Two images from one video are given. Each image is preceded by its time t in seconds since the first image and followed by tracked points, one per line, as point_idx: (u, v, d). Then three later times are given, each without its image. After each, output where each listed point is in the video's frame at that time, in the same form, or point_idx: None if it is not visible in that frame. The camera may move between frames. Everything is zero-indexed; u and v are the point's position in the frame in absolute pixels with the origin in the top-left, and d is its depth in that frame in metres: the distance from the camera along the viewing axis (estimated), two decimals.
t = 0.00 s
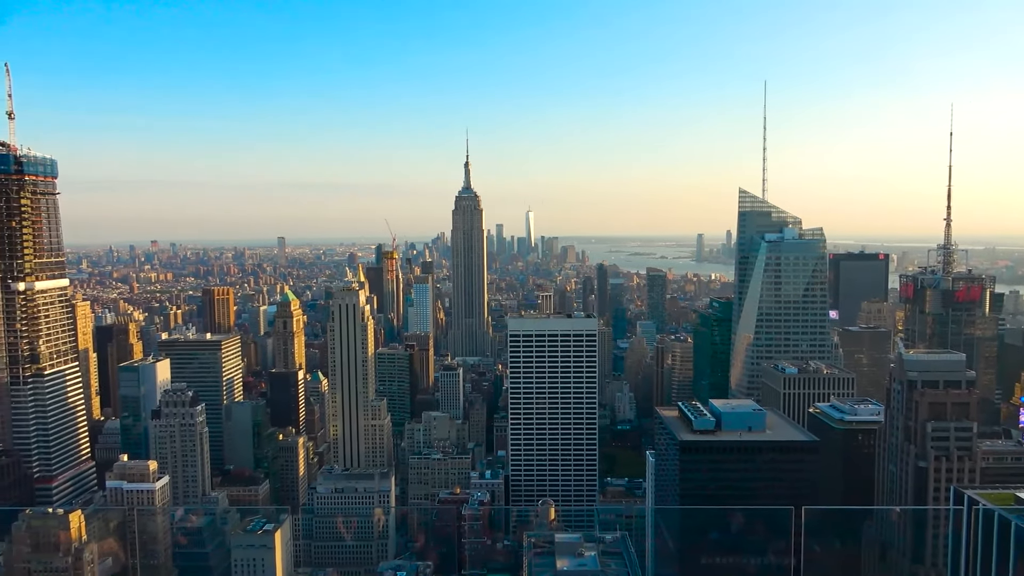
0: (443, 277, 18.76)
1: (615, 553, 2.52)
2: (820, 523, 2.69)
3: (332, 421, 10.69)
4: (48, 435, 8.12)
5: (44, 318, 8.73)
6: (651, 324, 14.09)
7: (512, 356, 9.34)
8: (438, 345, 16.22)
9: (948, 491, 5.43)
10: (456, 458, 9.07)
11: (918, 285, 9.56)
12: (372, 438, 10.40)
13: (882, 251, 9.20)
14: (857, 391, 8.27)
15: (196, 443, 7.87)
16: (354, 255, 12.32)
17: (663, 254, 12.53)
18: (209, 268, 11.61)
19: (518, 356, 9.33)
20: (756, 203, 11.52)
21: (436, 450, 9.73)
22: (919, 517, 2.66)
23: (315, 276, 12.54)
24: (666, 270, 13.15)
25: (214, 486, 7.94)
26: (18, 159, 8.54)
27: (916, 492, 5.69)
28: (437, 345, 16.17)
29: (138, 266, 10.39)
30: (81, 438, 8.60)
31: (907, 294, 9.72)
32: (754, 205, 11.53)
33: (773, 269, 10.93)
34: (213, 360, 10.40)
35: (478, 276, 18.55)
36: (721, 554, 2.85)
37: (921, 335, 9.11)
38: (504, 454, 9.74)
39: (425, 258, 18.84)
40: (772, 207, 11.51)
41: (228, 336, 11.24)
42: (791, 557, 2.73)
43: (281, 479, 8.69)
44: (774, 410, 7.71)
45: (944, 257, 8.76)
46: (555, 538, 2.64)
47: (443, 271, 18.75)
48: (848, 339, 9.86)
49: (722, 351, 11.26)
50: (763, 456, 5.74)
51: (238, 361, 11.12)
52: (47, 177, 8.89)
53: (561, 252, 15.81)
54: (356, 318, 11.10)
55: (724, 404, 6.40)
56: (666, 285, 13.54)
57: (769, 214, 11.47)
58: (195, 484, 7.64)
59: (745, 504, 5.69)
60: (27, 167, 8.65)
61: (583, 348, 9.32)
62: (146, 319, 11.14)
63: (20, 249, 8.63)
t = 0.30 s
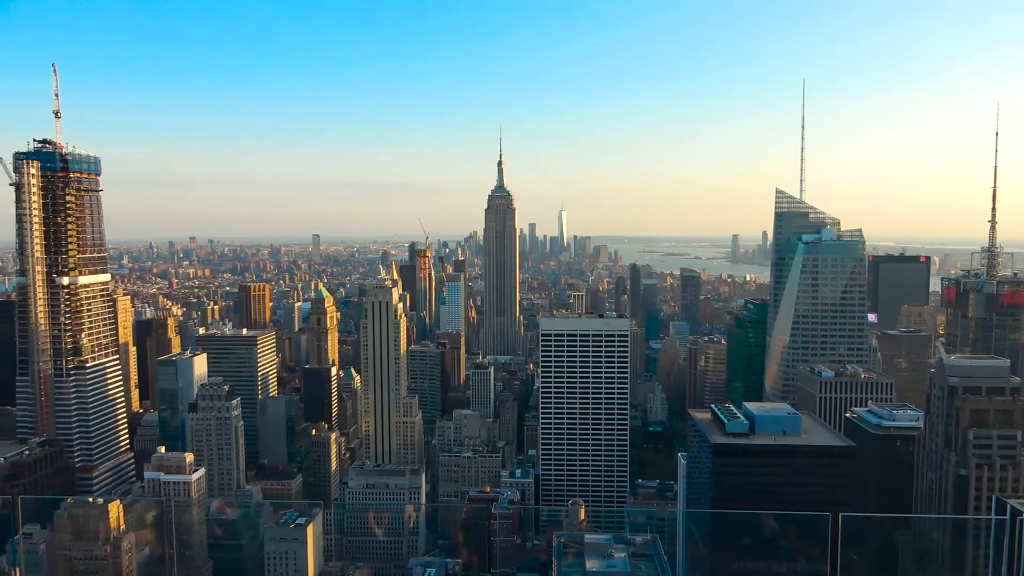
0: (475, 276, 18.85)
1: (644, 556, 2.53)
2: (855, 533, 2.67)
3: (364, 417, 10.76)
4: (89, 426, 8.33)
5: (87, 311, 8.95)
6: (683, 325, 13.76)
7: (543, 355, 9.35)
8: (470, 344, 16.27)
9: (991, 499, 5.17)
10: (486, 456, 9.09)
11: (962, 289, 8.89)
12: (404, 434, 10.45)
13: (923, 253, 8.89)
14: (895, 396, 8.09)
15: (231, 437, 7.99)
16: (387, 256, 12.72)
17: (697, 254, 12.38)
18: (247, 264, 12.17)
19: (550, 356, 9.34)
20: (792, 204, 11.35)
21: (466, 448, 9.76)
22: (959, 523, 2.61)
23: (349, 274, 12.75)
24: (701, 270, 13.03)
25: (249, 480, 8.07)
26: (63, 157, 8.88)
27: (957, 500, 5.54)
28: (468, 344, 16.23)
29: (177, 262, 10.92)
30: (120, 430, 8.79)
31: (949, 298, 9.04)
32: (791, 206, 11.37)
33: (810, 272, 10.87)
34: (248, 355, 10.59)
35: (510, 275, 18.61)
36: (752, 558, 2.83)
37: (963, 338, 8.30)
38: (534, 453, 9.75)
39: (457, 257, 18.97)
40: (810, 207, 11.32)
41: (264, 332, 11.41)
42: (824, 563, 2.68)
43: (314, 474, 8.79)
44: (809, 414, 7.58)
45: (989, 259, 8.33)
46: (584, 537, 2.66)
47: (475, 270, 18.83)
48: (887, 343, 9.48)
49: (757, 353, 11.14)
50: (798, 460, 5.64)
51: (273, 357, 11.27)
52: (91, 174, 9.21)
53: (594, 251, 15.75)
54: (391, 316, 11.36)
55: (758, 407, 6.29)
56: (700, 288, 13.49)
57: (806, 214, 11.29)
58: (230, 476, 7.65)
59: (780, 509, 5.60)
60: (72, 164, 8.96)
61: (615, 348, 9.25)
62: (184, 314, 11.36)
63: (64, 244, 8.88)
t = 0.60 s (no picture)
0: (511, 274, 18.90)
1: (678, 557, 2.52)
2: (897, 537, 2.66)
3: (399, 413, 10.83)
4: (133, 418, 8.55)
5: (132, 306, 9.17)
6: (720, 325, 13.72)
7: (578, 355, 9.31)
8: (504, 341, 16.32)
9: None
10: (520, 454, 9.11)
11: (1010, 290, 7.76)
12: (438, 431, 10.51)
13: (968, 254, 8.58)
14: (939, 401, 7.90)
15: (270, 431, 8.12)
16: (423, 253, 12.82)
17: (734, 254, 12.15)
18: (286, 262, 12.56)
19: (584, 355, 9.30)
20: (834, 203, 11.13)
21: (500, 445, 9.80)
22: (1004, 534, 2.55)
23: (385, 271, 12.85)
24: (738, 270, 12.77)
25: (287, 473, 8.25)
26: (110, 155, 9.06)
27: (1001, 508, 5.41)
28: (503, 342, 16.29)
29: (219, 258, 11.14)
30: (163, 422, 9.00)
31: (996, 301, 7.97)
32: (832, 205, 11.14)
33: (851, 270, 10.64)
34: (287, 350, 10.73)
35: (544, 274, 18.62)
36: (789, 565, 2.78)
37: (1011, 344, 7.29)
38: (568, 452, 9.75)
39: (493, 255, 19.07)
40: (852, 207, 11.10)
41: (302, 328, 11.59)
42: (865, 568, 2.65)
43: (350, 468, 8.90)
44: (849, 418, 7.43)
45: None
46: (617, 537, 2.64)
47: (510, 268, 18.90)
48: (931, 347, 9.08)
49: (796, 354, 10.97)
50: (837, 465, 5.54)
51: (311, 353, 11.45)
52: (136, 172, 9.41)
53: (630, 250, 15.65)
54: (425, 313, 11.31)
55: (797, 409, 6.18)
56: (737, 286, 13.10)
57: (848, 214, 11.11)
58: (269, 469, 7.94)
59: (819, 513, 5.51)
60: (118, 163, 9.14)
61: (650, 348, 9.21)
62: (225, 309, 11.64)
63: (111, 241, 9.10)
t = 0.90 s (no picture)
0: (546, 272, 18.89)
1: (715, 559, 2.48)
2: (947, 542, 2.57)
3: (435, 409, 10.89)
4: (177, 412, 8.73)
5: (175, 303, 9.38)
6: (760, 325, 13.69)
7: (614, 353, 9.26)
8: (540, 339, 16.30)
9: None
10: (556, 452, 9.10)
11: None
12: (473, 428, 10.53)
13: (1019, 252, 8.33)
14: (987, 403, 7.72)
15: (308, 426, 8.24)
16: (459, 251, 12.88)
17: (774, 252, 11.96)
18: (324, 259, 12.74)
19: (620, 353, 9.25)
20: (878, 200, 10.88)
21: (536, 443, 9.80)
22: None
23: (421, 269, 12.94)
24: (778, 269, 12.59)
25: (325, 467, 8.32)
26: (155, 155, 9.30)
27: None
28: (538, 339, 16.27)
29: (260, 256, 11.35)
30: (205, 415, 9.16)
31: None
32: (876, 203, 10.89)
33: (895, 270, 10.30)
34: (325, 347, 10.86)
35: (580, 271, 18.56)
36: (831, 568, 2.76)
37: None
38: (603, 451, 9.69)
39: (528, 253, 19.08)
40: (897, 204, 10.79)
41: (340, 325, 11.73)
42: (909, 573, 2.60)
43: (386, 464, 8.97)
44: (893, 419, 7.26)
45: None
46: (653, 538, 2.63)
47: (545, 267, 18.88)
48: (979, 347, 9.02)
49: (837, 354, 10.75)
50: (880, 467, 5.42)
51: (349, 349, 11.59)
52: (180, 171, 9.62)
53: (668, 248, 15.51)
54: (460, 311, 11.37)
55: (839, 410, 6.06)
56: (777, 285, 12.93)
57: (892, 211, 10.75)
58: (307, 463, 8.01)
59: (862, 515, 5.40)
60: (163, 162, 9.37)
61: (687, 347, 9.14)
62: (265, 305, 11.86)
63: (156, 239, 9.32)
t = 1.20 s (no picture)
0: (579, 270, 18.86)
1: (749, 561, 2.42)
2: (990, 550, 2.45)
3: (468, 407, 10.94)
4: (216, 407, 8.90)
5: (214, 300, 9.55)
6: (796, 325, 13.24)
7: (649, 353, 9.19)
8: (573, 337, 16.27)
9: None
10: (588, 450, 9.09)
11: None
12: (506, 426, 10.55)
13: None
14: None
15: (343, 422, 8.34)
16: (492, 249, 12.91)
17: (812, 250, 11.74)
18: (359, 257, 12.85)
19: (654, 352, 9.17)
20: (919, 197, 10.62)
21: (569, 442, 9.79)
22: None
23: (455, 267, 12.98)
24: (817, 268, 12.36)
25: (359, 463, 8.42)
26: (195, 154, 9.50)
27: None
28: (571, 338, 16.25)
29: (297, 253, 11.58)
30: (243, 411, 9.33)
31: None
32: (917, 199, 10.63)
33: (938, 269, 10.04)
34: (360, 344, 10.94)
35: (614, 269, 18.48)
36: None
37: None
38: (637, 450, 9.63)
39: (562, 251, 19.10)
40: (939, 201, 10.51)
41: (374, 322, 11.84)
42: None
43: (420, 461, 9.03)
44: (935, 421, 7.09)
45: None
46: (686, 537, 2.63)
47: (578, 265, 18.87)
48: None
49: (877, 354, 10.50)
50: (922, 471, 5.29)
51: (383, 346, 11.69)
52: (219, 171, 9.80)
53: (702, 246, 15.33)
54: (493, 309, 11.34)
55: (878, 411, 5.93)
56: (815, 283, 12.73)
57: (934, 207, 10.51)
58: (341, 459, 8.11)
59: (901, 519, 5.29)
60: (202, 162, 9.56)
61: (723, 345, 9.02)
62: (301, 303, 12.04)
63: (195, 237, 9.50)
